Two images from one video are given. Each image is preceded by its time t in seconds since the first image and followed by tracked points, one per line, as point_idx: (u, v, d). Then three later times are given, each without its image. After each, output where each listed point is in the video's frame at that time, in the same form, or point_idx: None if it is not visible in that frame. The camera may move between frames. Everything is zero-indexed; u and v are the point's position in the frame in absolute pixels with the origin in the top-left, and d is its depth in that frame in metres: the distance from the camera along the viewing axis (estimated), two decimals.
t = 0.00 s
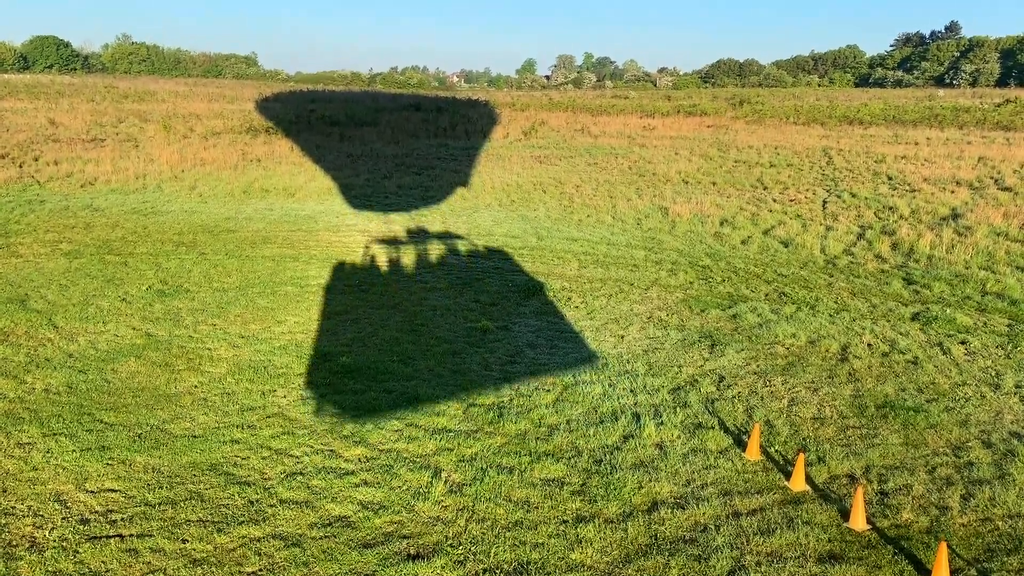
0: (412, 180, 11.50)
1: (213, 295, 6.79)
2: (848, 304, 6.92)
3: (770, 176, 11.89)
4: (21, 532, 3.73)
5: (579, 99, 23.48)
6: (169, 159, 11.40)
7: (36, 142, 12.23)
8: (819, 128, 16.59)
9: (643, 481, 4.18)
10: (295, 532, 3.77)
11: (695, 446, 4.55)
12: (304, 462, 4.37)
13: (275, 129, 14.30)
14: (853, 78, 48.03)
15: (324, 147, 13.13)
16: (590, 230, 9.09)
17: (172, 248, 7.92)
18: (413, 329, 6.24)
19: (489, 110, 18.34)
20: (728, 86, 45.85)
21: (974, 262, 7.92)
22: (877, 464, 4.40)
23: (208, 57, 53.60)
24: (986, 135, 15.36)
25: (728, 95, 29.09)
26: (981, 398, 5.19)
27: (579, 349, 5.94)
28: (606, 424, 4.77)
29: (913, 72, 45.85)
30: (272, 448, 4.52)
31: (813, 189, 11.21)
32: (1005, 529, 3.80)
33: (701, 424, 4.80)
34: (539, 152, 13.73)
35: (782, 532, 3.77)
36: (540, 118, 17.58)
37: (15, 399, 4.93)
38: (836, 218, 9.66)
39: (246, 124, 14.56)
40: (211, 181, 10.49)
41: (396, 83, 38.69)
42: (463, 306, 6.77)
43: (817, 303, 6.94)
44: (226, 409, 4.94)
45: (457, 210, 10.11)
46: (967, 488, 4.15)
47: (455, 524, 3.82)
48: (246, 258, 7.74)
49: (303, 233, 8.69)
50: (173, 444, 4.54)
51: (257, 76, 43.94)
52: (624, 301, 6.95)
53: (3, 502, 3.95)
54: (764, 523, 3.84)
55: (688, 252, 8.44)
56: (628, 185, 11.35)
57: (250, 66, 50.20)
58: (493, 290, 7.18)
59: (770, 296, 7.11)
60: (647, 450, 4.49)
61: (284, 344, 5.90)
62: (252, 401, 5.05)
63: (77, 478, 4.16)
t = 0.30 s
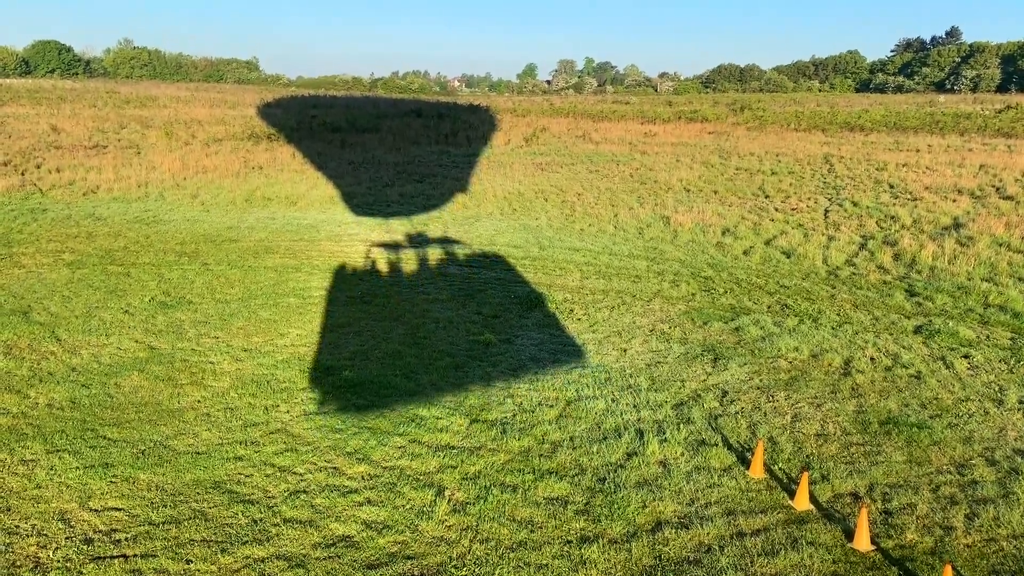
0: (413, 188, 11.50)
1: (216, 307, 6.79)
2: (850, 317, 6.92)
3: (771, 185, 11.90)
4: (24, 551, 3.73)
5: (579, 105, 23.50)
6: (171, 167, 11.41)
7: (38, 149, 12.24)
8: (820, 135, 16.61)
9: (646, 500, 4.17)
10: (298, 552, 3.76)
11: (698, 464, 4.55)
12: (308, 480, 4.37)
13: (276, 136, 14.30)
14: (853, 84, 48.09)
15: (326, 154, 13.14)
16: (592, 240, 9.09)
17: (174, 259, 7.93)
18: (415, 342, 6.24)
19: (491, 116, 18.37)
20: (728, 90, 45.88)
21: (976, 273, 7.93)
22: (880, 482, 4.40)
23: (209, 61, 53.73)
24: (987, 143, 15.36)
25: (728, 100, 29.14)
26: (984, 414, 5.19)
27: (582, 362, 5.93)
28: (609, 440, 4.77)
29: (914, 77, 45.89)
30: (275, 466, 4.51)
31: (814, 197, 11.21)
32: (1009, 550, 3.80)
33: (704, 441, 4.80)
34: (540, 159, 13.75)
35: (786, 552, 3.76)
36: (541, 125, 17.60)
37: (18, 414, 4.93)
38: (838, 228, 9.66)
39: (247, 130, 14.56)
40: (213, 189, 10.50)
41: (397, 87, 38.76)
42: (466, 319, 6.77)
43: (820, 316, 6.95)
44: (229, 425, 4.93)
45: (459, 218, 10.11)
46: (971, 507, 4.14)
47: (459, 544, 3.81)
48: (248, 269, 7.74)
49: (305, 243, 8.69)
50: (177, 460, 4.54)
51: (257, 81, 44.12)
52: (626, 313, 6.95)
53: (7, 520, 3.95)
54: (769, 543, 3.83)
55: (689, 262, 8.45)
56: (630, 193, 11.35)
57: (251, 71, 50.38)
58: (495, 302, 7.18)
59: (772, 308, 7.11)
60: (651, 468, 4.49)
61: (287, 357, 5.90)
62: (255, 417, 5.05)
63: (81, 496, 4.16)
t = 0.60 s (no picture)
0: (412, 195, 11.50)
1: (214, 318, 6.78)
2: (848, 328, 6.94)
3: (769, 192, 11.93)
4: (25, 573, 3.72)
5: (576, 109, 23.55)
6: (169, 174, 11.40)
7: (35, 156, 12.21)
8: (817, 140, 16.65)
9: (647, 518, 4.17)
10: (299, 572, 3.75)
11: (698, 480, 4.55)
12: (308, 497, 4.36)
13: (274, 141, 14.29)
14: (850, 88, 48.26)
15: (323, 161, 13.13)
16: (591, 249, 9.10)
17: (173, 269, 7.91)
18: (416, 354, 6.25)
19: (488, 121, 18.38)
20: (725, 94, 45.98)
21: (974, 283, 7.96)
22: (880, 499, 4.41)
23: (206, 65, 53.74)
24: (983, 148, 15.42)
25: (725, 105, 29.21)
26: (983, 428, 5.21)
27: (581, 374, 5.94)
28: (609, 457, 4.77)
29: (910, 81, 46.06)
30: (275, 483, 4.50)
31: (812, 204, 11.24)
32: (1009, 568, 3.81)
33: (704, 456, 4.81)
34: (538, 165, 13.76)
35: (787, 571, 3.76)
36: (538, 130, 17.62)
37: (17, 431, 4.92)
38: (836, 236, 9.69)
39: (245, 136, 14.55)
40: (211, 197, 10.49)
41: (395, 91, 38.78)
42: (465, 330, 6.78)
43: (818, 327, 6.97)
44: (229, 441, 4.92)
45: (457, 226, 10.11)
46: (971, 525, 4.15)
47: (460, 564, 3.81)
48: (247, 279, 7.74)
49: (304, 252, 8.68)
50: (177, 478, 4.53)
51: (254, 86, 44.20)
52: (625, 324, 6.95)
53: (7, 540, 3.94)
54: (769, 561, 3.84)
55: (688, 271, 8.46)
56: (628, 200, 11.36)
57: (248, 75, 50.45)
58: (494, 312, 7.18)
59: (771, 319, 7.13)
60: (651, 484, 4.50)
61: (286, 371, 5.89)
62: (255, 432, 5.03)
63: (81, 515, 4.15)
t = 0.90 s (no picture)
0: (407, 205, 11.49)
1: (210, 332, 6.75)
2: (843, 342, 6.98)
3: (763, 201, 11.97)
4: None
5: (570, 116, 23.58)
6: (163, 183, 11.36)
7: (28, 164, 12.15)
8: (810, 148, 16.73)
9: (645, 538, 4.18)
10: None
11: (695, 499, 4.57)
12: (305, 517, 4.34)
13: (269, 149, 14.26)
14: (843, 95, 48.57)
15: (318, 169, 13.11)
16: (586, 260, 9.11)
17: (168, 281, 7.88)
18: (412, 368, 6.25)
19: (483, 128, 18.40)
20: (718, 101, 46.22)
21: (967, 296, 8.02)
22: (876, 518, 4.43)
23: (200, 71, 53.72)
24: (975, 157, 15.53)
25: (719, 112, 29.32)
26: (977, 444, 5.25)
27: (577, 389, 5.94)
28: (606, 475, 4.78)
29: (902, 88, 46.39)
30: (272, 503, 4.48)
31: (805, 214, 11.29)
32: None
33: (700, 474, 4.83)
34: (533, 174, 13.78)
35: None
36: (533, 137, 17.65)
37: (12, 449, 4.87)
38: (830, 247, 9.74)
39: (239, 144, 14.52)
40: (206, 207, 10.46)
41: (389, 97, 38.81)
42: (461, 343, 6.77)
43: (813, 341, 7.00)
44: (225, 459, 4.89)
45: (452, 236, 10.10)
46: (966, 544, 4.18)
47: None
48: (243, 291, 7.71)
49: (299, 264, 8.66)
50: (173, 497, 4.50)
51: (248, 92, 44.17)
52: (621, 337, 6.95)
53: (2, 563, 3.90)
54: None
55: (683, 283, 8.48)
56: (622, 210, 11.38)
57: (243, 81, 50.43)
58: (489, 325, 7.19)
59: (766, 332, 7.16)
60: (648, 503, 4.51)
61: (283, 387, 5.87)
62: (251, 450, 5.01)
63: (77, 536, 4.12)
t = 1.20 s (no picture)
0: (405, 217, 11.49)
1: (208, 348, 6.72)
2: (840, 361, 7.00)
3: (760, 215, 12.01)
4: None
5: (568, 126, 23.66)
6: (161, 194, 11.35)
7: (25, 175, 12.13)
8: (807, 161, 16.81)
9: (644, 563, 4.17)
10: None
11: (694, 523, 4.57)
12: (304, 541, 4.31)
13: (267, 160, 14.27)
14: (839, 106, 48.87)
15: (316, 181, 13.11)
16: (584, 275, 9.12)
17: (166, 296, 7.85)
18: (411, 385, 6.24)
19: (481, 139, 18.44)
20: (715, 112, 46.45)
21: (963, 313, 8.05)
22: (875, 543, 4.43)
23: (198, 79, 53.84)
24: (971, 170, 15.62)
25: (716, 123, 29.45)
26: (975, 467, 5.26)
27: (576, 408, 5.94)
28: (605, 498, 4.77)
29: (898, 100, 46.68)
30: (271, 525, 4.45)
31: (802, 229, 11.32)
32: None
33: (699, 498, 4.83)
34: (531, 186, 13.80)
35: None
36: (531, 148, 17.69)
37: (9, 469, 4.83)
38: (827, 263, 9.77)
39: (237, 154, 14.52)
40: (204, 219, 10.46)
41: (387, 107, 38.95)
42: (460, 360, 6.76)
43: (811, 360, 7.01)
44: (224, 481, 4.85)
45: (451, 249, 10.10)
46: (965, 570, 4.18)
47: None
48: (241, 307, 7.69)
49: (297, 278, 8.65)
50: (172, 519, 4.45)
51: (246, 100, 44.24)
52: (620, 355, 6.95)
53: None
54: None
55: (681, 299, 8.50)
56: (620, 223, 11.40)
57: (241, 90, 50.54)
58: (488, 342, 7.18)
59: (764, 351, 7.17)
60: (647, 528, 4.50)
61: (281, 405, 5.84)
62: (250, 471, 4.97)
63: (75, 560, 4.07)
